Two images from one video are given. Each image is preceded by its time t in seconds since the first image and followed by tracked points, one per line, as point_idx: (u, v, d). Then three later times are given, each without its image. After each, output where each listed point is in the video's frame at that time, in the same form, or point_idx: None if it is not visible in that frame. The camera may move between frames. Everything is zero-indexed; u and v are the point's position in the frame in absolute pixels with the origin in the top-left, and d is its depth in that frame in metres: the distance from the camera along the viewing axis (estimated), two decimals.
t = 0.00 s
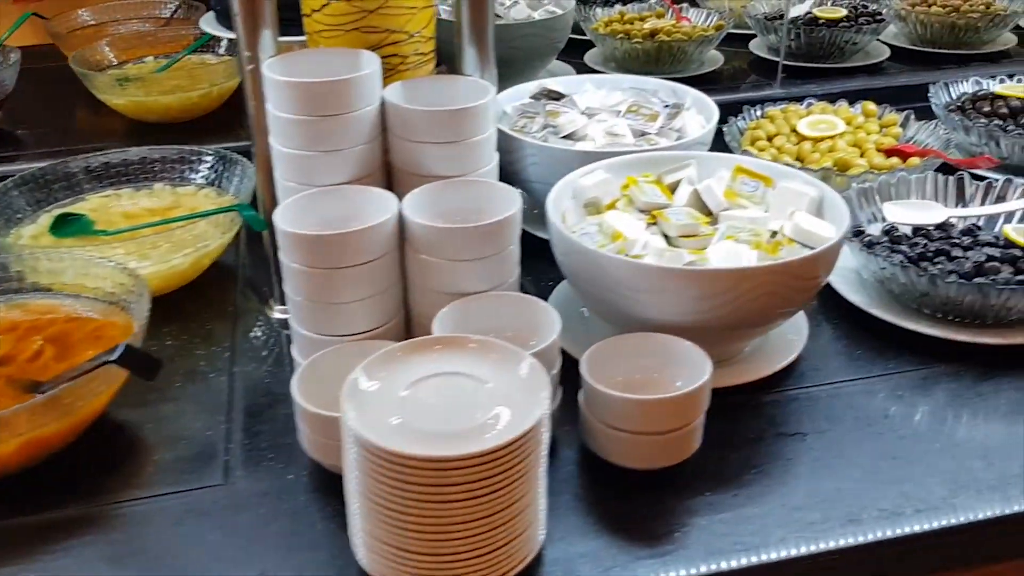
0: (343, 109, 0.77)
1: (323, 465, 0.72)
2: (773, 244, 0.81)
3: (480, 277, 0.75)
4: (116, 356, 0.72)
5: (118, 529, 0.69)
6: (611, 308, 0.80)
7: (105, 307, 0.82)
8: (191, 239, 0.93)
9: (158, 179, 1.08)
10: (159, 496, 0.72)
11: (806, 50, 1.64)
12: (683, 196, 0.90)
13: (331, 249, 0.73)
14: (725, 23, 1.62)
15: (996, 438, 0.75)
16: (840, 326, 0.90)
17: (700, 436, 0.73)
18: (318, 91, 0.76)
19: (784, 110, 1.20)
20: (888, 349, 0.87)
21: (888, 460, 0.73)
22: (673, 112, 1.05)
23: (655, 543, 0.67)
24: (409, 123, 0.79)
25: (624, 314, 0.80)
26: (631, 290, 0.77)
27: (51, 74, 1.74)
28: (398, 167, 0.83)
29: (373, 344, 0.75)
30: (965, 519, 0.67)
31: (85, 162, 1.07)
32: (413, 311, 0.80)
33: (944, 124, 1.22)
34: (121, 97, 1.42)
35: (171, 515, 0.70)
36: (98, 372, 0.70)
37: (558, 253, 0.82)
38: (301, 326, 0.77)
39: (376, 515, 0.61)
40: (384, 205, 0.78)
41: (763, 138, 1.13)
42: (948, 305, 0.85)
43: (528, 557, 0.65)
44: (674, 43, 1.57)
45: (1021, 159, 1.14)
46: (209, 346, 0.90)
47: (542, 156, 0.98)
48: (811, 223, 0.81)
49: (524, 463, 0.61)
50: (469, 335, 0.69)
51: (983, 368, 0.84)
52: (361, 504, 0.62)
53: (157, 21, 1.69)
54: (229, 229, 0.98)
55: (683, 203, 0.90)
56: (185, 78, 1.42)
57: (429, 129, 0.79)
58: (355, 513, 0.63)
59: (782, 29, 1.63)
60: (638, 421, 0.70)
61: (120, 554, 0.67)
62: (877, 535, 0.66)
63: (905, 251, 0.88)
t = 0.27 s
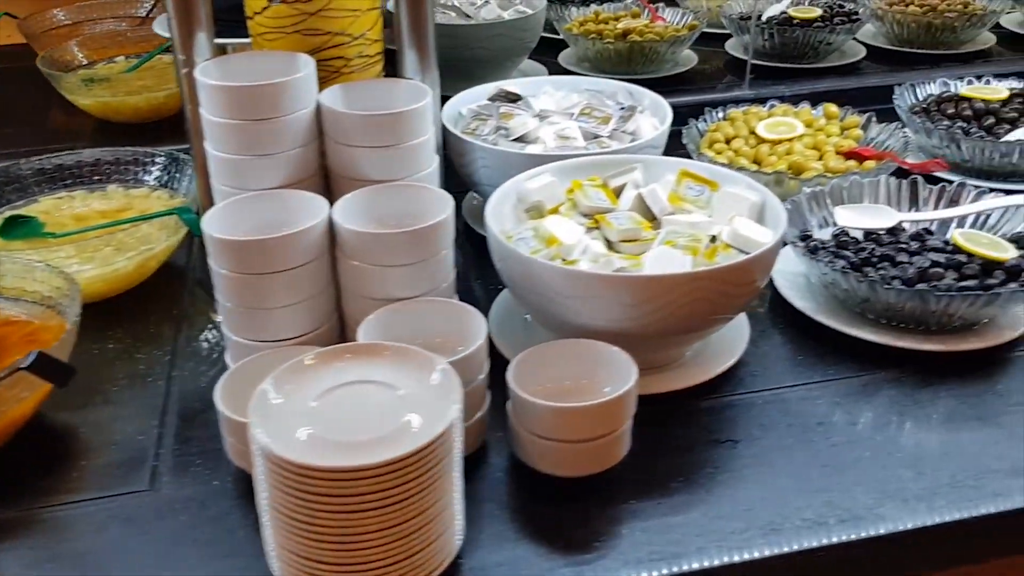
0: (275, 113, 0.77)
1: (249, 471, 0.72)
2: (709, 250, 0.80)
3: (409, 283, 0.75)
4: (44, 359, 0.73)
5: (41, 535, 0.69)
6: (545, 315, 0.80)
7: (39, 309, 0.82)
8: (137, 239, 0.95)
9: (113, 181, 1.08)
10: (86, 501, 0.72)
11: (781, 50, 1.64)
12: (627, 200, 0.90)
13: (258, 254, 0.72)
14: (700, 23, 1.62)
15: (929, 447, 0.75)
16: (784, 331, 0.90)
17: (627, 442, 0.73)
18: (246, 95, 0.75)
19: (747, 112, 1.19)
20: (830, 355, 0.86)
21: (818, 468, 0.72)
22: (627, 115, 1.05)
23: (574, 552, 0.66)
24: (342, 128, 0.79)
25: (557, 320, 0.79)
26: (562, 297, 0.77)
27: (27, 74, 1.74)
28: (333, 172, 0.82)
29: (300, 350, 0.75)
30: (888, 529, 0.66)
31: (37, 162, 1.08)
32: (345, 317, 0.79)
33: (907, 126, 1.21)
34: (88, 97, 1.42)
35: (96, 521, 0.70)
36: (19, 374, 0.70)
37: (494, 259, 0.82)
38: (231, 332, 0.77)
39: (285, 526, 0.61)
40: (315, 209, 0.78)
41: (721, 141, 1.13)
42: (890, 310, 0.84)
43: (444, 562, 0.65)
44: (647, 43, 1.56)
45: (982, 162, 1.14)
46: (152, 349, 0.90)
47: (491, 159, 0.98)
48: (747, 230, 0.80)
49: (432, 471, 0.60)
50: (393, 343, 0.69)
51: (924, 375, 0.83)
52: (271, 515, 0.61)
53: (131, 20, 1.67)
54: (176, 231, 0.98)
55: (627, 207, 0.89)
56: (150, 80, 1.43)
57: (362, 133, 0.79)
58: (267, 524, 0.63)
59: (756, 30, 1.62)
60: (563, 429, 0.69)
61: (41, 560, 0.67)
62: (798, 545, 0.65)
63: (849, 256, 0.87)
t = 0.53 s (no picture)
0: (215, 114, 0.77)
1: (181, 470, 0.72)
2: (650, 254, 0.80)
3: (347, 285, 0.76)
4: None
5: None
6: (486, 317, 0.80)
7: None
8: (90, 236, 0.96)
9: (74, 179, 1.08)
10: (21, 499, 0.72)
11: (759, 51, 1.64)
12: (577, 203, 0.90)
13: (194, 255, 0.72)
14: (677, 24, 1.63)
15: (866, 451, 0.74)
16: (733, 335, 0.90)
17: (561, 443, 0.73)
18: (186, 96, 0.76)
19: (712, 113, 1.20)
20: (777, 359, 0.86)
21: (752, 473, 0.72)
22: (585, 116, 1.05)
23: (501, 555, 0.66)
24: (285, 130, 0.80)
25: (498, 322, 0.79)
26: (501, 299, 0.77)
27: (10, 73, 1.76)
28: (278, 173, 0.83)
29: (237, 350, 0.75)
30: (815, 535, 0.66)
31: None
32: (287, 317, 0.80)
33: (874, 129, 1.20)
34: (62, 95, 1.43)
35: (30, 519, 0.70)
36: None
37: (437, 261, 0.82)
38: (171, 331, 0.77)
39: (208, 528, 0.61)
40: (255, 208, 0.78)
41: (683, 143, 1.13)
42: (836, 315, 0.84)
43: (370, 561, 0.65)
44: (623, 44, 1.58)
45: (946, 165, 1.13)
46: (103, 347, 0.91)
47: (445, 161, 0.99)
48: (689, 234, 0.80)
49: (351, 473, 0.61)
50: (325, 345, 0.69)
51: (869, 380, 0.83)
52: (194, 518, 0.62)
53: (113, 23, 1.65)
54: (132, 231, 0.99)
55: (576, 209, 0.89)
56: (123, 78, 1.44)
57: (304, 135, 0.79)
58: (190, 527, 0.63)
59: (733, 30, 1.62)
60: (496, 432, 0.69)
61: None
62: (723, 550, 0.65)
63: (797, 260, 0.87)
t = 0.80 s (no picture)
0: (181, 117, 0.78)
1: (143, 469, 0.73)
2: (612, 258, 0.81)
3: (309, 286, 0.77)
4: None
5: None
6: (448, 320, 0.81)
7: None
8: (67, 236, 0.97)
9: (56, 179, 1.10)
10: None
11: (746, 54, 1.66)
12: (545, 207, 0.91)
13: (158, 257, 0.73)
14: (663, 29, 1.65)
15: (822, 455, 0.75)
16: (700, 340, 0.91)
17: (520, 444, 0.73)
18: (152, 100, 0.77)
19: (691, 118, 1.21)
20: (741, 364, 0.87)
21: (707, 476, 0.73)
22: (558, 121, 1.06)
23: (452, 554, 0.67)
24: (252, 133, 0.81)
25: (460, 325, 0.80)
26: (462, 303, 0.78)
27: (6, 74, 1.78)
28: (246, 176, 0.84)
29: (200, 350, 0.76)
30: (764, 538, 0.67)
31: None
32: (252, 318, 0.81)
33: (852, 134, 1.21)
34: (52, 96, 1.45)
35: None
36: None
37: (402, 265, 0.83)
38: (137, 331, 0.78)
39: (160, 526, 0.62)
40: (220, 210, 0.79)
41: (658, 148, 1.14)
42: (798, 320, 0.85)
43: (323, 558, 0.66)
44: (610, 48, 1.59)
45: (920, 171, 1.14)
46: (77, 346, 0.92)
47: (418, 166, 1.00)
48: (651, 239, 0.81)
49: (301, 470, 0.62)
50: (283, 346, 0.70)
51: (830, 385, 0.83)
52: (147, 516, 0.62)
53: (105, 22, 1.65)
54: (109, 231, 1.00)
55: (544, 213, 0.90)
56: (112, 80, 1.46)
57: (270, 138, 0.80)
58: (144, 526, 0.64)
59: (720, 35, 1.65)
60: (453, 432, 0.70)
61: None
62: (672, 551, 0.66)
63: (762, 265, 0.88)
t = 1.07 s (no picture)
0: (164, 119, 0.79)
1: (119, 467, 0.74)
2: (589, 262, 0.81)
3: (287, 288, 0.78)
4: None
5: None
6: (426, 322, 0.82)
7: None
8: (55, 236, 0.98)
9: (48, 180, 1.11)
10: None
11: (742, 61, 1.67)
12: (526, 211, 0.92)
13: (137, 257, 0.74)
14: (659, 35, 1.66)
15: (796, 461, 0.75)
16: (680, 346, 0.91)
17: (492, 446, 0.74)
18: (135, 101, 0.78)
19: (681, 124, 1.22)
20: (719, 370, 0.87)
21: (679, 480, 0.73)
22: (545, 125, 1.07)
23: (422, 555, 0.68)
24: (234, 136, 0.82)
25: (437, 329, 0.81)
26: (438, 305, 0.78)
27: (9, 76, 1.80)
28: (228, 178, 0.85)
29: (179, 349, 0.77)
30: (732, 542, 0.67)
31: None
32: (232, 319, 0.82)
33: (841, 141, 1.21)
34: (51, 98, 1.46)
35: None
36: None
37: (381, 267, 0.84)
38: (118, 331, 0.79)
39: (130, 524, 0.62)
40: (201, 210, 0.80)
41: (647, 153, 1.15)
42: (776, 326, 0.85)
43: (293, 556, 0.67)
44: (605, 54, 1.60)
45: (908, 178, 1.14)
46: (64, 345, 0.93)
47: (403, 169, 1.00)
48: (628, 243, 0.82)
49: (269, 470, 0.62)
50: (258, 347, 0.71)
51: (808, 391, 0.84)
52: (117, 515, 0.63)
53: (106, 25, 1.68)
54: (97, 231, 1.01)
55: (525, 217, 0.91)
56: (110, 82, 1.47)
57: (252, 140, 0.81)
58: (114, 525, 0.64)
59: (715, 41, 1.66)
60: (424, 434, 0.71)
61: None
62: (640, 555, 0.66)
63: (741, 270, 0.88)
